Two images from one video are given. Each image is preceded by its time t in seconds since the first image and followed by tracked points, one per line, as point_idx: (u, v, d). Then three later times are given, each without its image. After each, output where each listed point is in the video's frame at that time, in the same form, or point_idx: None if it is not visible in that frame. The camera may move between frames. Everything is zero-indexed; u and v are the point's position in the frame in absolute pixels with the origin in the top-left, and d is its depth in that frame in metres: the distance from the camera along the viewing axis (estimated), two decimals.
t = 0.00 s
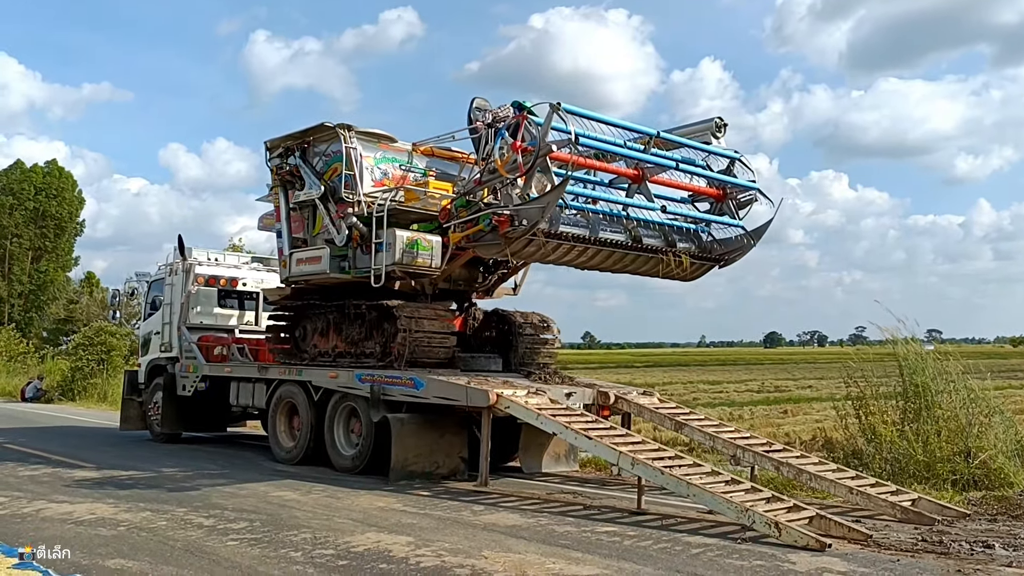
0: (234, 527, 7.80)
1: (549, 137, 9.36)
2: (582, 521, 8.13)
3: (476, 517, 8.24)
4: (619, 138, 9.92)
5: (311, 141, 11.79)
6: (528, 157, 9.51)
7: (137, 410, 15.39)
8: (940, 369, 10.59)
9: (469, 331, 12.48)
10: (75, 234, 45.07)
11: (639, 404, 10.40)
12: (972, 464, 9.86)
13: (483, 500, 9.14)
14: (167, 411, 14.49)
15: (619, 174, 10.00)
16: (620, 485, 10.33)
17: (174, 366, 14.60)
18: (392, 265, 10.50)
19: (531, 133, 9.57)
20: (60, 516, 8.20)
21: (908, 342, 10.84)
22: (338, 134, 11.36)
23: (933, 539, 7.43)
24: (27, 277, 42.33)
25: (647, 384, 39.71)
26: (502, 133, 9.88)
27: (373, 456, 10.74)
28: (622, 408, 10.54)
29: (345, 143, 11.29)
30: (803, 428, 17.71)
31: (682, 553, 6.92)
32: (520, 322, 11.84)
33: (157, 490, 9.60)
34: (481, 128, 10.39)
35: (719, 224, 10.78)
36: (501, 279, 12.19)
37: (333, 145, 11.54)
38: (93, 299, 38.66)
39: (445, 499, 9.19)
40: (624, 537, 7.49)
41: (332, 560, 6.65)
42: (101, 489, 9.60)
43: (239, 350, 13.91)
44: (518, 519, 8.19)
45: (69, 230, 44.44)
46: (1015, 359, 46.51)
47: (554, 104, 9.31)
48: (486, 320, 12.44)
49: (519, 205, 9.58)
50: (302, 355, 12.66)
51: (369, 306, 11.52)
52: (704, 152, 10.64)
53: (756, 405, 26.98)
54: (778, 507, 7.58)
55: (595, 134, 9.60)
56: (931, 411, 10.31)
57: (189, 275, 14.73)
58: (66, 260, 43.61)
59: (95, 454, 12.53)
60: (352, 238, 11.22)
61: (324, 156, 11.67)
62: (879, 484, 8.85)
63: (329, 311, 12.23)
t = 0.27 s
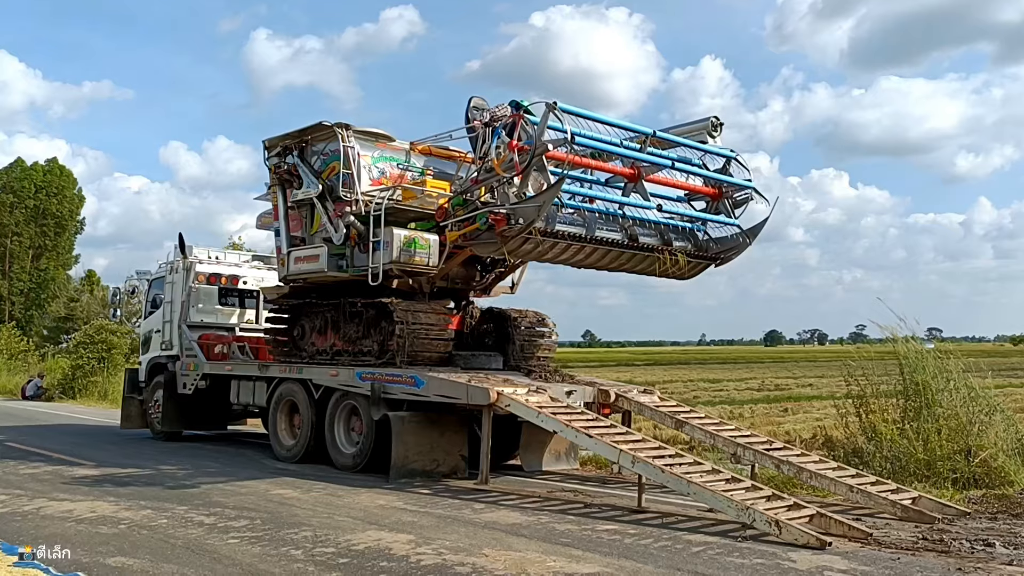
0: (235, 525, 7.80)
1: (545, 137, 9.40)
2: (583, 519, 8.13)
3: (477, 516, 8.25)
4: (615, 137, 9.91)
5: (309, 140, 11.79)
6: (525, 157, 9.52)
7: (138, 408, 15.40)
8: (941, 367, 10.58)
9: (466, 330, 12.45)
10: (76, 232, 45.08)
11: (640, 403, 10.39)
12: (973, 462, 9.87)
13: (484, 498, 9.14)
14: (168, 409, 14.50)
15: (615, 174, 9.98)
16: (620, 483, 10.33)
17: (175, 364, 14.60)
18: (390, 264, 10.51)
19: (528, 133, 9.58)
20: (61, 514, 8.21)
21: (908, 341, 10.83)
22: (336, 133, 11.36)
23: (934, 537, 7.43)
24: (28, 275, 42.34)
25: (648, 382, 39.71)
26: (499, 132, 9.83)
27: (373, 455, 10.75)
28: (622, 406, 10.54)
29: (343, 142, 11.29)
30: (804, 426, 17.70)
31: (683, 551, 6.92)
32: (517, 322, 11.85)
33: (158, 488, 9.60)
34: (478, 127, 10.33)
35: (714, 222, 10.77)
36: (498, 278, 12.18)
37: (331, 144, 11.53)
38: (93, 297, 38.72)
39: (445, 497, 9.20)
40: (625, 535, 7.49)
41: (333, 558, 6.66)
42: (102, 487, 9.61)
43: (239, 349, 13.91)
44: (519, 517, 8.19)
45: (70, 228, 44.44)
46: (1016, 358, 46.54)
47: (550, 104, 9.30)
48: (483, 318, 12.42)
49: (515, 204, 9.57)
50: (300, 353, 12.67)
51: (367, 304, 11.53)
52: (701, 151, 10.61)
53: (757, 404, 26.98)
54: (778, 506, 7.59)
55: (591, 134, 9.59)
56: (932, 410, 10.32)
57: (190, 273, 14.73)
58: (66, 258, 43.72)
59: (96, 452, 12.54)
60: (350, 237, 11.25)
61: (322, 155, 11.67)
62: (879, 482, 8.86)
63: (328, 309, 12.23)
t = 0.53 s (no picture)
0: (236, 524, 7.80)
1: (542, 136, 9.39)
2: (583, 518, 8.13)
3: (477, 515, 8.25)
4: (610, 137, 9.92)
5: (306, 140, 11.79)
6: (521, 156, 9.53)
7: (138, 408, 15.39)
8: (941, 367, 10.57)
9: (463, 329, 12.47)
10: (76, 231, 45.08)
11: (640, 401, 10.38)
12: (973, 462, 9.86)
13: (484, 498, 9.14)
14: (168, 408, 14.50)
15: (611, 172, 10.01)
16: (620, 482, 10.33)
17: (175, 364, 14.60)
18: (387, 263, 10.51)
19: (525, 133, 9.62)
20: (61, 513, 8.20)
21: (909, 340, 10.81)
22: (333, 133, 11.37)
23: (934, 537, 7.43)
24: (28, 274, 42.34)
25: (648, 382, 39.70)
26: (496, 132, 9.92)
27: (373, 454, 10.75)
28: (623, 405, 10.54)
29: (340, 142, 11.30)
30: (805, 426, 17.70)
31: (683, 550, 6.92)
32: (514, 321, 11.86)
33: (157, 488, 9.60)
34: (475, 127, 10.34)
35: (710, 222, 10.75)
36: (495, 277, 12.16)
37: (329, 144, 11.54)
38: (93, 296, 38.75)
39: (445, 496, 9.20)
40: (626, 534, 7.48)
41: (333, 558, 6.65)
42: (102, 487, 9.60)
43: (238, 348, 13.91)
44: (519, 517, 8.19)
45: (70, 228, 44.44)
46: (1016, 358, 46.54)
47: (546, 103, 9.29)
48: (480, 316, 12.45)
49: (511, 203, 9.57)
50: (298, 353, 12.67)
51: (365, 304, 11.53)
52: (697, 151, 10.58)
53: (757, 403, 26.96)
54: (779, 505, 7.58)
55: (587, 133, 9.59)
56: (932, 409, 10.31)
57: (190, 272, 14.72)
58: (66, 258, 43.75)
59: (96, 451, 12.53)
60: (347, 236, 11.22)
61: (319, 154, 11.67)
62: (879, 482, 8.85)
63: (326, 309, 12.22)
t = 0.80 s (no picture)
0: (237, 525, 7.80)
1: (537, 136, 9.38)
2: (584, 517, 8.13)
3: (478, 515, 8.25)
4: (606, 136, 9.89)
5: (304, 141, 11.79)
6: (516, 156, 9.54)
7: (138, 409, 15.37)
8: (942, 364, 10.57)
9: (461, 328, 12.47)
10: (76, 233, 45.10)
11: (641, 400, 10.37)
12: (974, 459, 9.86)
13: (485, 497, 9.13)
14: (169, 409, 14.50)
15: (607, 172, 10.02)
16: (621, 481, 10.32)
17: (176, 365, 14.59)
18: (385, 263, 10.51)
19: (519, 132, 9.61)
20: (62, 515, 8.20)
21: (910, 338, 10.82)
22: (330, 134, 11.37)
23: (935, 534, 7.43)
24: (28, 276, 42.36)
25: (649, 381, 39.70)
26: (492, 132, 9.92)
27: (374, 454, 10.75)
28: (623, 404, 10.56)
29: (337, 143, 11.30)
30: (806, 424, 17.71)
31: (684, 549, 6.92)
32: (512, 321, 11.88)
33: (158, 489, 9.59)
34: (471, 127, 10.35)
35: (705, 221, 10.77)
36: (492, 276, 12.16)
37: (326, 145, 11.54)
38: (93, 298, 38.78)
39: (446, 496, 9.20)
40: (627, 533, 7.48)
41: (335, 558, 6.65)
42: (103, 488, 9.60)
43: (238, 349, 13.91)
44: (520, 516, 8.19)
45: (71, 229, 44.45)
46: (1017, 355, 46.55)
47: (541, 103, 9.29)
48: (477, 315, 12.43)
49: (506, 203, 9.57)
50: (296, 354, 12.67)
51: (362, 304, 11.53)
52: (693, 150, 10.57)
53: (758, 402, 26.96)
54: (780, 503, 7.58)
55: (583, 133, 9.58)
56: (933, 407, 10.31)
57: (190, 273, 14.71)
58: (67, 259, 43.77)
59: (97, 453, 12.53)
60: (344, 237, 11.22)
61: (316, 155, 11.67)
62: (880, 480, 8.85)
63: (324, 309, 12.22)
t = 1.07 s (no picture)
0: (237, 523, 7.80)
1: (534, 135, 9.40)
2: (585, 516, 8.13)
3: (479, 513, 8.25)
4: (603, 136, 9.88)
5: (302, 140, 11.78)
6: (513, 155, 9.54)
7: (138, 408, 15.36)
8: (942, 363, 10.56)
9: (459, 327, 12.44)
10: (76, 231, 45.11)
11: (642, 398, 10.37)
12: (975, 458, 9.85)
13: (486, 496, 9.13)
14: (169, 408, 14.49)
15: (604, 171, 10.04)
16: (622, 480, 10.32)
17: (176, 364, 14.58)
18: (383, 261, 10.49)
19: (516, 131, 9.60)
20: (63, 513, 8.20)
21: (910, 337, 10.81)
22: (328, 133, 11.37)
23: (936, 533, 7.42)
24: (28, 275, 42.37)
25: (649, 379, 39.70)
26: (489, 131, 9.91)
27: (374, 453, 10.75)
28: (624, 402, 10.57)
29: (336, 142, 11.30)
30: (807, 422, 17.71)
31: (685, 547, 6.92)
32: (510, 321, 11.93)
33: (159, 487, 9.59)
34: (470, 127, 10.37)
35: (702, 220, 10.75)
36: (490, 275, 12.16)
37: (324, 144, 11.54)
38: (93, 296, 38.81)
39: (447, 495, 9.19)
40: (627, 532, 7.48)
41: (335, 556, 6.65)
42: (104, 486, 9.60)
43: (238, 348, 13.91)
44: (520, 515, 8.18)
45: (71, 228, 44.43)
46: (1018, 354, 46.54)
47: (538, 103, 9.29)
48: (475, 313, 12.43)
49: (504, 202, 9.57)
50: (294, 352, 12.67)
51: (360, 303, 11.53)
52: (689, 149, 10.56)
53: (759, 400, 26.97)
54: (780, 502, 7.58)
55: (580, 132, 9.57)
56: (934, 406, 10.30)
57: (190, 272, 14.70)
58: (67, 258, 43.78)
59: (97, 451, 12.54)
60: (342, 236, 11.22)
61: (315, 154, 11.66)
62: (880, 478, 8.85)
63: (323, 308, 12.21)
